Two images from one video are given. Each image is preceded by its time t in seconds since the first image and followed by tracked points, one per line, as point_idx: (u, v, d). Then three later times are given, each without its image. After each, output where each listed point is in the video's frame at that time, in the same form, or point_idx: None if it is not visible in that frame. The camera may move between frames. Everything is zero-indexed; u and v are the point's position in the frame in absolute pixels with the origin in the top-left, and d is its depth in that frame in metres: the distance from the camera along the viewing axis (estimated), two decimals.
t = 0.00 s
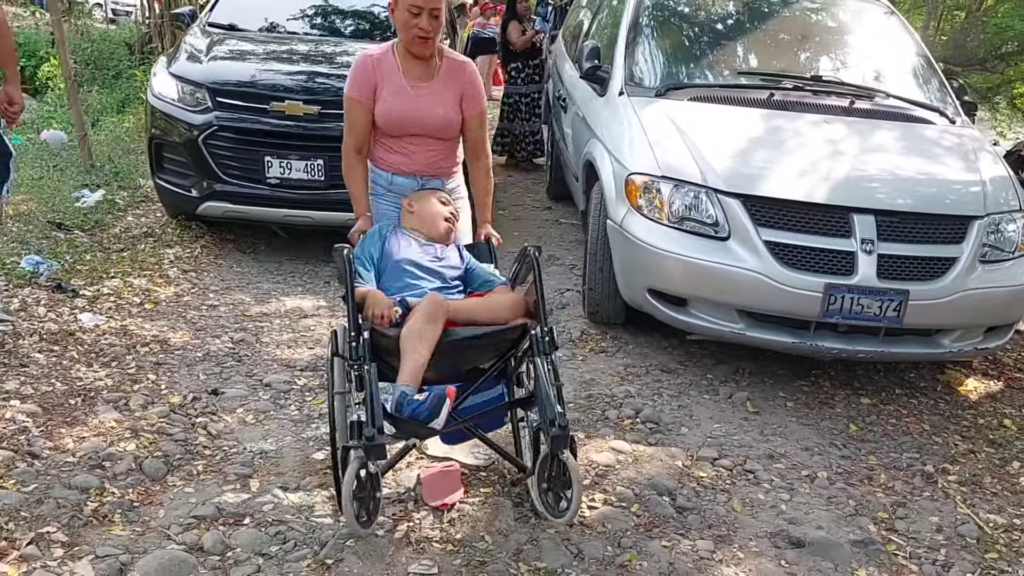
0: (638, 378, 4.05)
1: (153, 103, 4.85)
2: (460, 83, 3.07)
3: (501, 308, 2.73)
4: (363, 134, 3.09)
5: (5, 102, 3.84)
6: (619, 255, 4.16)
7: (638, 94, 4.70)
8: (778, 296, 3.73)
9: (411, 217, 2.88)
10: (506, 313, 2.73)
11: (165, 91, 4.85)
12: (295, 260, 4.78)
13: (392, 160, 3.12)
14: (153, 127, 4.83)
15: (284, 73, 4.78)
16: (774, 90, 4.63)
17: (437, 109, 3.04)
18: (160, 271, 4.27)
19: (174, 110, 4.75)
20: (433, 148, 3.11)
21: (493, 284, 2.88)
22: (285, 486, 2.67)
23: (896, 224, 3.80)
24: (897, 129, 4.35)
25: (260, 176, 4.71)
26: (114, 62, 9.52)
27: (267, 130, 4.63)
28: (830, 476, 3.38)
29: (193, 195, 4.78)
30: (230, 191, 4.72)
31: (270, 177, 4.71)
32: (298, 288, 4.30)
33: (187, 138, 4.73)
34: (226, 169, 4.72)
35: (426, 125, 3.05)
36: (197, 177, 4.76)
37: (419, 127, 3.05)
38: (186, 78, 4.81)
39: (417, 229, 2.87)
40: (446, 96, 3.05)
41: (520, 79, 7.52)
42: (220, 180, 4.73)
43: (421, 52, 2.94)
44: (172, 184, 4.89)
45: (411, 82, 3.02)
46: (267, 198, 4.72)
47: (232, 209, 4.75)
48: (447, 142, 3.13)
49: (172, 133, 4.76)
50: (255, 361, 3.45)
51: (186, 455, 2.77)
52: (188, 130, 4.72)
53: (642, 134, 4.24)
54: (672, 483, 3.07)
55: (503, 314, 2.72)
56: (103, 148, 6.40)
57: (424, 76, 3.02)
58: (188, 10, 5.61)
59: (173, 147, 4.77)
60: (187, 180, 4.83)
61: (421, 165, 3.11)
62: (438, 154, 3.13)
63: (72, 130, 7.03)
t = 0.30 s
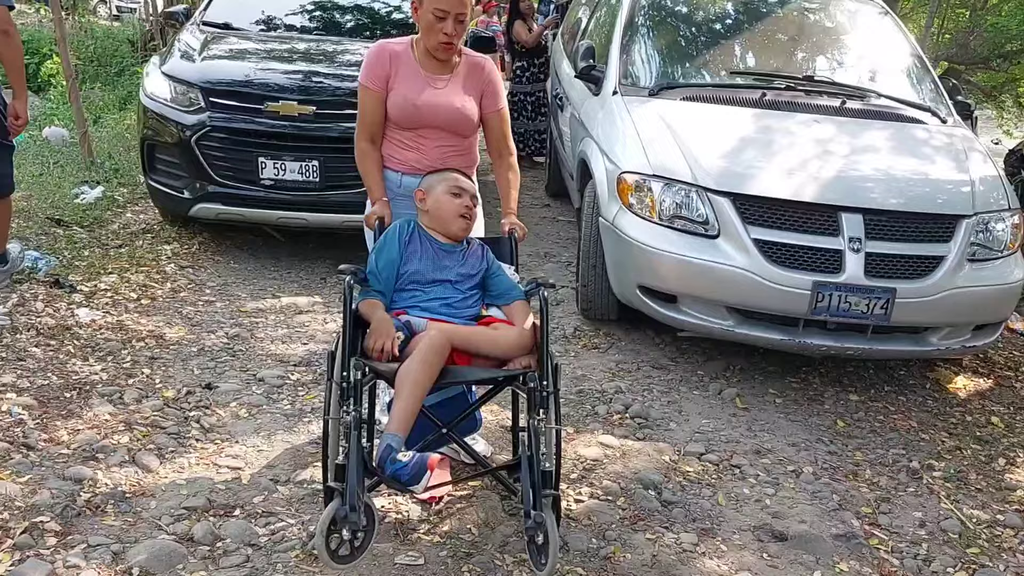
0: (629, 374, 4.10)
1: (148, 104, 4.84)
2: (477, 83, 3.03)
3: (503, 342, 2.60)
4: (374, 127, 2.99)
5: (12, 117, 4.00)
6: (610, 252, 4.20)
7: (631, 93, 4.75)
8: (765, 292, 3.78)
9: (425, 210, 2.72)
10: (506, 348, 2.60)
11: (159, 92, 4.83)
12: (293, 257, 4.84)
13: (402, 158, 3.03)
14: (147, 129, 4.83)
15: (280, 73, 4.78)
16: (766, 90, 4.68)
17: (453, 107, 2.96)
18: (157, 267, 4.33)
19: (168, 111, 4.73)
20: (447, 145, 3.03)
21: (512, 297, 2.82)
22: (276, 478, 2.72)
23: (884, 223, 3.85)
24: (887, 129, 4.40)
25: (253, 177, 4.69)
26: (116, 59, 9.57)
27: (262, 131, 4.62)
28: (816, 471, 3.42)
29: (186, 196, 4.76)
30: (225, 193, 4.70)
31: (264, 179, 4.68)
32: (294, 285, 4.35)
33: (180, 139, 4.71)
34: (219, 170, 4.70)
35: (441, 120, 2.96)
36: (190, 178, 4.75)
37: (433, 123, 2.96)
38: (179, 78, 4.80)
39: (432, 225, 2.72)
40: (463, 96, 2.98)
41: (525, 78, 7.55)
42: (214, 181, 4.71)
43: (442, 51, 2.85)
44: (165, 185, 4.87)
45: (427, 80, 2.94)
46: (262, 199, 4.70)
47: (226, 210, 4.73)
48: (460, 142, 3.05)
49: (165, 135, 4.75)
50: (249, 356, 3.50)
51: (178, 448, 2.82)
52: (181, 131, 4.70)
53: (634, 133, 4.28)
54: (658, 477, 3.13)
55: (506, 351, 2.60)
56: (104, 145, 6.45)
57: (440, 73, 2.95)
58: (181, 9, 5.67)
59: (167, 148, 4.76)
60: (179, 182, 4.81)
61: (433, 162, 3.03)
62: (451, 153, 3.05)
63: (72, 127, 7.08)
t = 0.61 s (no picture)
0: (620, 371, 4.14)
1: (146, 103, 4.87)
2: (501, 73, 2.94)
3: (488, 371, 2.51)
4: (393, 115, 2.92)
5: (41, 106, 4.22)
6: (604, 250, 4.24)
7: (628, 92, 4.80)
8: (757, 290, 3.82)
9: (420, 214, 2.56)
10: (488, 375, 2.51)
11: (158, 91, 4.87)
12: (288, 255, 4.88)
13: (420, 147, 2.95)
14: (144, 129, 4.86)
15: (278, 72, 4.81)
16: (762, 89, 4.72)
17: (474, 96, 2.88)
18: (154, 264, 4.36)
19: (167, 111, 4.77)
20: (469, 137, 2.94)
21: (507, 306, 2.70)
22: (269, 470, 2.75)
23: (875, 221, 3.89)
24: (880, 128, 4.43)
25: (250, 179, 4.72)
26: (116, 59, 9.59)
27: (260, 131, 4.65)
28: (803, 467, 3.47)
29: (182, 197, 4.79)
30: (221, 194, 4.73)
31: (261, 180, 4.71)
32: (290, 283, 4.39)
33: (178, 140, 4.74)
34: (216, 171, 4.73)
35: (461, 109, 2.89)
36: (187, 179, 4.78)
37: (453, 111, 2.89)
38: (178, 78, 4.84)
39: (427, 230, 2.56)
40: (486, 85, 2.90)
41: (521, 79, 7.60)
42: (210, 182, 4.74)
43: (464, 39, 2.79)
44: (160, 186, 4.90)
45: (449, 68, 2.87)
46: (258, 201, 4.73)
47: (222, 212, 4.75)
48: (481, 134, 2.96)
49: (163, 134, 4.78)
50: (244, 352, 3.54)
51: (174, 440, 2.86)
52: (179, 131, 4.73)
53: (629, 132, 4.31)
54: (646, 472, 3.17)
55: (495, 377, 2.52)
56: (102, 144, 6.49)
57: (463, 62, 2.88)
58: (180, 8, 5.69)
59: (163, 148, 4.79)
60: (175, 182, 4.84)
61: (454, 154, 2.94)
62: (470, 146, 2.95)
63: (71, 125, 7.12)
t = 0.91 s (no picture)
0: (611, 369, 4.18)
1: (144, 103, 4.91)
2: (514, 80, 2.91)
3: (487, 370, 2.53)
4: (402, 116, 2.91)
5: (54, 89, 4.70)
6: (598, 248, 4.27)
7: (625, 91, 4.82)
8: (749, 287, 3.85)
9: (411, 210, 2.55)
10: (485, 374, 2.52)
11: (156, 92, 4.90)
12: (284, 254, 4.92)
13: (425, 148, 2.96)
14: (140, 129, 4.89)
15: (276, 72, 4.84)
16: (758, 87, 4.75)
17: (481, 106, 2.86)
18: (150, 262, 4.40)
19: (163, 111, 4.81)
20: (473, 141, 2.94)
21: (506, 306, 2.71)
22: (263, 464, 2.79)
23: (868, 219, 3.92)
24: (876, 126, 4.45)
25: (247, 181, 4.75)
26: (116, 59, 9.63)
27: (258, 132, 4.69)
28: (792, 464, 3.51)
29: (178, 199, 4.82)
30: (217, 195, 4.75)
31: (258, 182, 4.74)
32: (284, 281, 4.43)
33: (175, 140, 4.78)
34: (212, 173, 4.76)
35: (468, 116, 2.88)
36: (183, 181, 4.81)
37: (460, 116, 2.88)
38: (175, 78, 4.87)
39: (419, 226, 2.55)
40: (496, 94, 2.88)
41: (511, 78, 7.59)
42: (207, 184, 4.77)
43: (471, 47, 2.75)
44: (156, 187, 4.93)
45: (458, 77, 2.85)
46: (255, 203, 4.76)
47: (218, 214, 4.78)
48: (489, 138, 2.96)
49: (160, 135, 4.81)
50: (239, 349, 3.57)
51: (170, 434, 2.90)
52: (176, 132, 4.77)
53: (625, 130, 4.34)
54: (636, 468, 3.21)
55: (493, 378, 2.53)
56: (101, 144, 6.53)
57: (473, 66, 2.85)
58: (180, 8, 5.72)
59: (159, 149, 4.83)
60: (171, 184, 4.87)
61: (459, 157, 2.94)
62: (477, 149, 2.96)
63: (70, 125, 7.15)
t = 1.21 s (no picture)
0: (604, 367, 4.22)
1: (142, 103, 4.94)
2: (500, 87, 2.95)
3: (489, 381, 2.52)
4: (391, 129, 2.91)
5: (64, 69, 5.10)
6: (593, 246, 4.31)
7: (622, 91, 4.85)
8: (743, 286, 3.89)
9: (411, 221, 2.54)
10: (488, 386, 2.52)
11: (154, 91, 4.94)
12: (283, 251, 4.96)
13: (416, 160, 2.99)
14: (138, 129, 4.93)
15: (275, 72, 4.88)
16: (754, 87, 4.78)
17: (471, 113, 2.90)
18: (150, 259, 4.45)
19: (161, 110, 4.84)
20: (462, 150, 2.98)
21: (501, 317, 2.72)
22: (259, 459, 2.84)
23: (861, 219, 3.96)
24: (871, 126, 4.48)
25: (244, 181, 4.78)
26: (119, 56, 9.67)
27: (257, 133, 4.73)
28: (782, 461, 3.55)
29: (175, 198, 4.85)
30: (214, 196, 4.78)
31: (255, 182, 4.77)
32: (283, 278, 4.48)
33: (172, 140, 4.81)
34: (209, 173, 4.79)
35: (459, 124, 2.92)
36: (180, 181, 4.84)
37: (451, 126, 2.92)
38: (173, 78, 4.90)
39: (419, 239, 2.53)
40: (485, 102, 2.92)
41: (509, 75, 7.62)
42: (203, 184, 4.80)
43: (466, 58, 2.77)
44: (152, 187, 4.96)
45: (449, 85, 2.87)
46: (251, 203, 4.79)
47: (215, 214, 4.80)
48: (475, 146, 3.00)
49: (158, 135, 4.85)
50: (236, 345, 3.62)
51: (168, 428, 2.94)
52: (174, 132, 4.80)
53: (621, 129, 4.38)
54: (626, 464, 3.26)
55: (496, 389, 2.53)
56: (102, 141, 6.57)
57: (463, 77, 2.88)
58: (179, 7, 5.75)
59: (157, 148, 4.86)
60: (168, 184, 4.90)
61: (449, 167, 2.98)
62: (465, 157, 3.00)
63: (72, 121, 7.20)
